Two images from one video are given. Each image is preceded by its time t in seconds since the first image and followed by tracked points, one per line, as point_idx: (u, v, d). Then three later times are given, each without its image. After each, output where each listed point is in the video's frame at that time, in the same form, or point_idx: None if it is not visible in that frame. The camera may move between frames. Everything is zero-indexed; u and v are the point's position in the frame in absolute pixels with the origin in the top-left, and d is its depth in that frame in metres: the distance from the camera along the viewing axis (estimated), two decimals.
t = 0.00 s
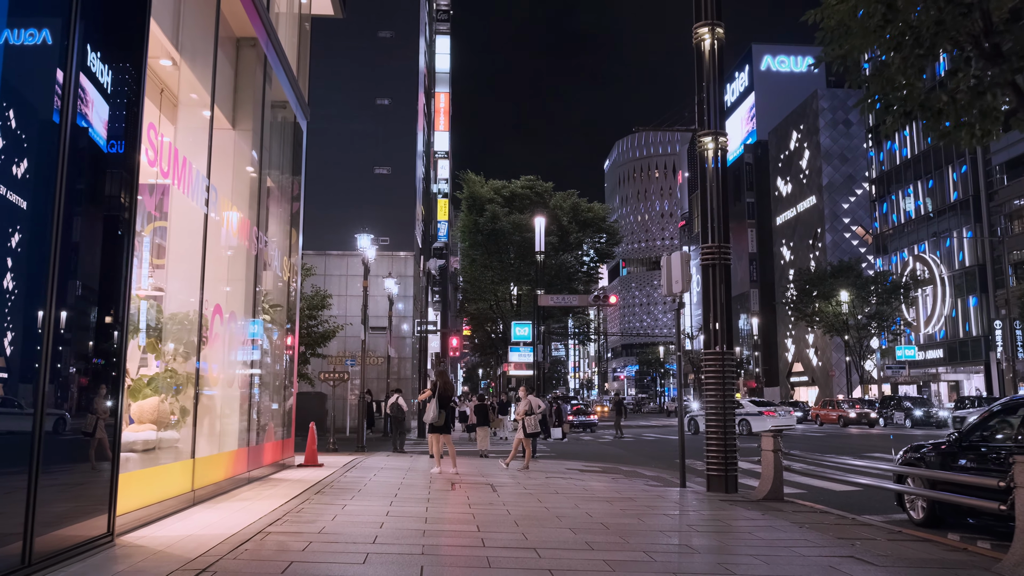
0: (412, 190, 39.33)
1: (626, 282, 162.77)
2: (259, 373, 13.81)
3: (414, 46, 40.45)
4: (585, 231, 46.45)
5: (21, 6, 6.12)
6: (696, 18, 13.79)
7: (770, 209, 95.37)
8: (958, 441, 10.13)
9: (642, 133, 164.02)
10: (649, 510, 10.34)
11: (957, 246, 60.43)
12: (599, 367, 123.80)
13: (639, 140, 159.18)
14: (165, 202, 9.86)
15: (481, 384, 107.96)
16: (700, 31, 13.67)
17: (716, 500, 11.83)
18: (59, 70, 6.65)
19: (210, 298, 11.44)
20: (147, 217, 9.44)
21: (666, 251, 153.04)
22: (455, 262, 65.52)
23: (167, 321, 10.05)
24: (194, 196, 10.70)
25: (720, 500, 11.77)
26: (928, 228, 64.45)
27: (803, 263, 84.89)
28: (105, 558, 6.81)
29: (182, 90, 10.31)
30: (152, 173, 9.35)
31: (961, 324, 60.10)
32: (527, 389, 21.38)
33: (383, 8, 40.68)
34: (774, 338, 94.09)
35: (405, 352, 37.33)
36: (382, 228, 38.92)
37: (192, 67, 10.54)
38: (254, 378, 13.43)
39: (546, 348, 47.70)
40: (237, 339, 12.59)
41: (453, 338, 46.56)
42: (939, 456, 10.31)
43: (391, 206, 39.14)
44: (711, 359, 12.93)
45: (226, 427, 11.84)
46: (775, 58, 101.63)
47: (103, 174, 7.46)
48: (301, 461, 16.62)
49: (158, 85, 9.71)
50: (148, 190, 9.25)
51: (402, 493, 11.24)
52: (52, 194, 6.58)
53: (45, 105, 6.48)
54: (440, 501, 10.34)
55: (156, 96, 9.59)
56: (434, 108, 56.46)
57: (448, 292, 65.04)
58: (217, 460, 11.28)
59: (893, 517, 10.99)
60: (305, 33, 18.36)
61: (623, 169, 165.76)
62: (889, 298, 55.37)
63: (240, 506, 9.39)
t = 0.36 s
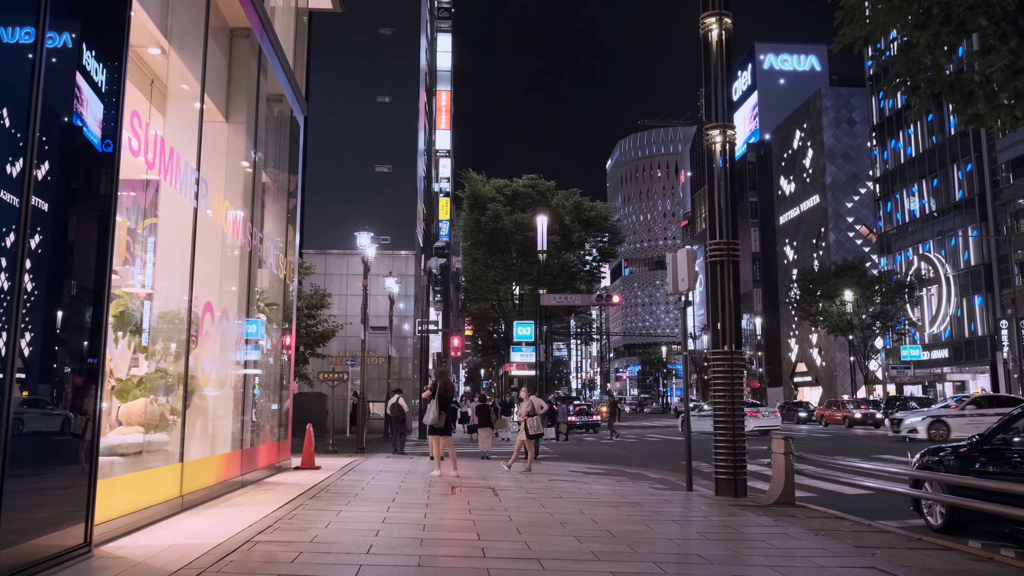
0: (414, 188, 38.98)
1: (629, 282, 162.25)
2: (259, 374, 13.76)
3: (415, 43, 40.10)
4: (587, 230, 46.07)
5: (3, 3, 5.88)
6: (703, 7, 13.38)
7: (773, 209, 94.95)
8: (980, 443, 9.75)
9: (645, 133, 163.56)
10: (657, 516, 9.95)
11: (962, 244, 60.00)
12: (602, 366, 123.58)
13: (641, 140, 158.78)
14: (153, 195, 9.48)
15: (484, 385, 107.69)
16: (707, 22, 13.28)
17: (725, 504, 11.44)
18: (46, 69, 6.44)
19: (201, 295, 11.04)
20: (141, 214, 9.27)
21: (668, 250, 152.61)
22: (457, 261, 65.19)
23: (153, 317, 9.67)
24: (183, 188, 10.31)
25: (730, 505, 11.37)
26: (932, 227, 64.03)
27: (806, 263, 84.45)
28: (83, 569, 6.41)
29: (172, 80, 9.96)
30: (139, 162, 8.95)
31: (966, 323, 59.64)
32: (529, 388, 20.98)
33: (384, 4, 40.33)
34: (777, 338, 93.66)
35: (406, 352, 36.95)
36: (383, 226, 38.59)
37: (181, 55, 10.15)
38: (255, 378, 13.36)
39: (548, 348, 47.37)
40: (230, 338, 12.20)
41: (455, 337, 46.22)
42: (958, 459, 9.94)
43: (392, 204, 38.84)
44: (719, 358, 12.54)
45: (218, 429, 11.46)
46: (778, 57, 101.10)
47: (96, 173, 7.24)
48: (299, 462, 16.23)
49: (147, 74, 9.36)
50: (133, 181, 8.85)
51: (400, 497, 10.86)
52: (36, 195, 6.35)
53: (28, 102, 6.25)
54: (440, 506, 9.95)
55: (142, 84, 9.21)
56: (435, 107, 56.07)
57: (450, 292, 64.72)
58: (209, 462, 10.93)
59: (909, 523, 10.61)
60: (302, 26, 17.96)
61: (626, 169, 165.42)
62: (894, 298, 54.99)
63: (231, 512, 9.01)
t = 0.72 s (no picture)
0: (416, 186, 38.61)
1: (630, 281, 161.76)
2: (259, 373, 13.57)
3: (416, 39, 39.69)
4: (590, 229, 45.67)
5: None
6: None
7: (776, 208, 94.45)
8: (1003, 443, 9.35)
9: (647, 132, 163.10)
10: (668, 520, 9.54)
11: (967, 244, 59.57)
12: (604, 366, 123.15)
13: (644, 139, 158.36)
14: (139, 184, 9.06)
15: (485, 384, 107.62)
16: (717, 10, 12.91)
17: (736, 507, 11.02)
18: (36, 67, 6.27)
19: (191, 288, 10.60)
20: (132, 207, 8.94)
21: (669, 250, 152.18)
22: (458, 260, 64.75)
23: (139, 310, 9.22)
24: (170, 175, 9.89)
25: (742, 508, 10.97)
26: (937, 226, 63.58)
27: (810, 262, 83.97)
28: None
29: (163, 66, 9.61)
30: (123, 147, 8.50)
31: (971, 323, 59.19)
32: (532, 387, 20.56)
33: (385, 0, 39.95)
34: (780, 338, 93.21)
35: (406, 350, 36.57)
36: (384, 224, 38.21)
37: (171, 39, 9.78)
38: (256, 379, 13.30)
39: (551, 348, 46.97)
40: (223, 334, 11.75)
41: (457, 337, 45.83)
42: (981, 461, 9.53)
43: (393, 201, 38.49)
44: (729, 356, 12.13)
45: (210, 427, 11.06)
46: (781, 56, 100.63)
47: (88, 169, 7.11)
48: (296, 463, 15.82)
49: (136, 59, 8.98)
50: (117, 166, 8.41)
51: (400, 500, 10.44)
52: (29, 192, 6.23)
53: (22, 100, 6.10)
54: (441, 509, 9.54)
55: (129, 66, 8.79)
56: (436, 104, 55.66)
57: (451, 291, 64.39)
58: (202, 463, 10.54)
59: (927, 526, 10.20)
60: (300, 16, 17.55)
61: (629, 169, 164.98)
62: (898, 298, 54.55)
63: (222, 516, 8.61)
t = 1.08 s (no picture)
0: (417, 183, 38.24)
1: (631, 281, 161.32)
2: (259, 373, 13.51)
3: (417, 36, 39.32)
4: (592, 228, 45.24)
5: None
6: None
7: (778, 208, 94.02)
8: None
9: (649, 132, 162.63)
10: (679, 525, 9.14)
11: (971, 243, 59.14)
12: (605, 366, 122.80)
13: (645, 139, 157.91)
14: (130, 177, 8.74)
15: (486, 384, 107.46)
16: None
17: (748, 511, 10.62)
18: (21, 61, 5.99)
19: (182, 283, 10.20)
20: (125, 201, 8.70)
21: (671, 250, 151.79)
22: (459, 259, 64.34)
23: (126, 306, 8.84)
24: (159, 164, 9.50)
25: (754, 512, 10.57)
26: (940, 225, 63.18)
27: (812, 262, 83.52)
28: None
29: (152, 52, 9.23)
30: (108, 133, 8.07)
31: (974, 323, 58.78)
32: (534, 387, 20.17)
33: None
34: (782, 338, 92.81)
35: (407, 350, 36.18)
36: (385, 222, 37.86)
37: (161, 24, 9.40)
38: (254, 378, 13.05)
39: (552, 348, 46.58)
40: (216, 332, 11.36)
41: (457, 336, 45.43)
42: (1005, 464, 9.13)
43: (393, 199, 38.11)
44: (741, 356, 11.75)
45: (203, 427, 10.70)
46: (783, 55, 100.14)
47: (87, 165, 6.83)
48: (293, 466, 15.40)
49: (126, 46, 8.64)
50: (102, 154, 7.99)
51: (400, 504, 10.04)
52: (23, 190, 5.97)
53: (12, 96, 5.91)
54: (443, 514, 9.14)
55: (115, 49, 8.40)
56: (437, 102, 55.26)
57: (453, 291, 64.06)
58: (194, 465, 10.16)
59: (948, 532, 9.80)
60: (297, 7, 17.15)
61: (630, 168, 164.52)
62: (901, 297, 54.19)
63: (214, 522, 8.21)
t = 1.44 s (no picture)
0: (418, 181, 37.86)
1: (633, 281, 160.84)
2: (260, 373, 13.41)
3: (417, 31, 38.89)
4: (594, 227, 44.76)
5: None
6: None
7: (781, 207, 93.55)
8: None
9: (650, 131, 162.19)
10: (693, 532, 8.72)
11: (975, 242, 58.70)
12: (607, 365, 122.44)
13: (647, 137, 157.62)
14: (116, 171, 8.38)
15: (488, 384, 107.18)
16: None
17: (762, 516, 10.20)
18: (6, 58, 5.89)
19: (171, 278, 9.76)
20: (119, 196, 8.52)
21: (672, 249, 151.35)
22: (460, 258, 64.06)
23: (109, 299, 8.40)
24: (148, 153, 9.08)
25: (769, 517, 10.18)
26: (944, 224, 62.75)
27: (815, 261, 83.11)
28: None
29: (140, 37, 8.78)
30: (90, 116, 7.65)
31: (979, 322, 58.33)
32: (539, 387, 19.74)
33: None
34: (785, 337, 92.44)
35: (408, 349, 35.80)
36: (386, 220, 37.47)
37: (149, 7, 8.99)
38: (248, 376, 12.68)
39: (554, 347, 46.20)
40: (209, 331, 10.93)
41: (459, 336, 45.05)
42: None
43: (394, 196, 37.74)
44: (753, 355, 11.34)
45: (196, 429, 10.33)
46: (785, 54, 99.59)
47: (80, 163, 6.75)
48: (290, 467, 15.00)
49: (113, 30, 8.23)
50: (88, 143, 7.63)
51: (399, 509, 9.64)
52: (18, 189, 5.92)
53: (5, 95, 5.86)
54: (444, 520, 8.73)
55: (102, 31, 7.98)
56: (438, 100, 54.85)
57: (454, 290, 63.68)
58: (186, 468, 9.75)
59: (972, 539, 9.39)
60: None
61: (632, 167, 164.14)
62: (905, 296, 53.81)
63: (203, 529, 7.81)
